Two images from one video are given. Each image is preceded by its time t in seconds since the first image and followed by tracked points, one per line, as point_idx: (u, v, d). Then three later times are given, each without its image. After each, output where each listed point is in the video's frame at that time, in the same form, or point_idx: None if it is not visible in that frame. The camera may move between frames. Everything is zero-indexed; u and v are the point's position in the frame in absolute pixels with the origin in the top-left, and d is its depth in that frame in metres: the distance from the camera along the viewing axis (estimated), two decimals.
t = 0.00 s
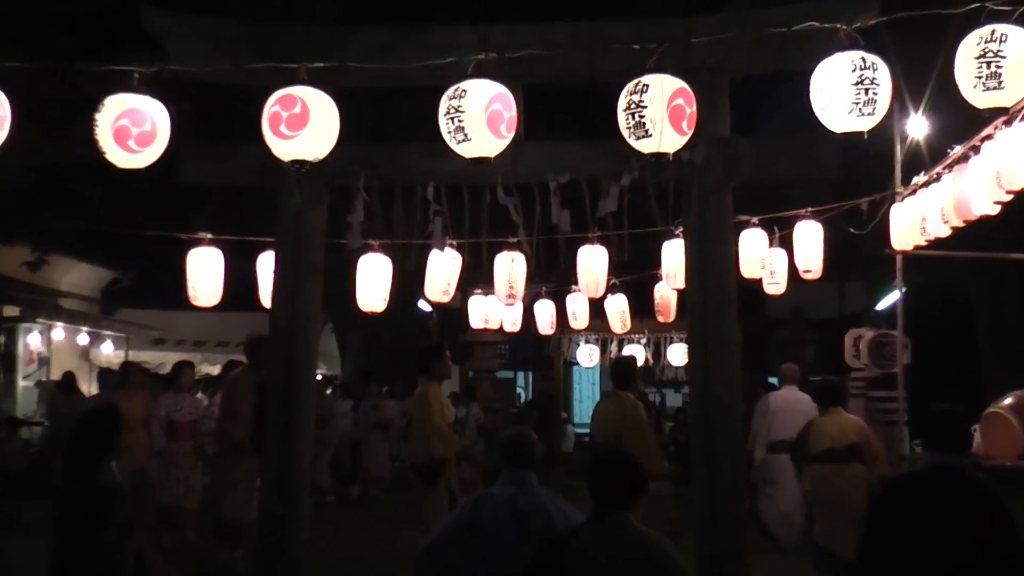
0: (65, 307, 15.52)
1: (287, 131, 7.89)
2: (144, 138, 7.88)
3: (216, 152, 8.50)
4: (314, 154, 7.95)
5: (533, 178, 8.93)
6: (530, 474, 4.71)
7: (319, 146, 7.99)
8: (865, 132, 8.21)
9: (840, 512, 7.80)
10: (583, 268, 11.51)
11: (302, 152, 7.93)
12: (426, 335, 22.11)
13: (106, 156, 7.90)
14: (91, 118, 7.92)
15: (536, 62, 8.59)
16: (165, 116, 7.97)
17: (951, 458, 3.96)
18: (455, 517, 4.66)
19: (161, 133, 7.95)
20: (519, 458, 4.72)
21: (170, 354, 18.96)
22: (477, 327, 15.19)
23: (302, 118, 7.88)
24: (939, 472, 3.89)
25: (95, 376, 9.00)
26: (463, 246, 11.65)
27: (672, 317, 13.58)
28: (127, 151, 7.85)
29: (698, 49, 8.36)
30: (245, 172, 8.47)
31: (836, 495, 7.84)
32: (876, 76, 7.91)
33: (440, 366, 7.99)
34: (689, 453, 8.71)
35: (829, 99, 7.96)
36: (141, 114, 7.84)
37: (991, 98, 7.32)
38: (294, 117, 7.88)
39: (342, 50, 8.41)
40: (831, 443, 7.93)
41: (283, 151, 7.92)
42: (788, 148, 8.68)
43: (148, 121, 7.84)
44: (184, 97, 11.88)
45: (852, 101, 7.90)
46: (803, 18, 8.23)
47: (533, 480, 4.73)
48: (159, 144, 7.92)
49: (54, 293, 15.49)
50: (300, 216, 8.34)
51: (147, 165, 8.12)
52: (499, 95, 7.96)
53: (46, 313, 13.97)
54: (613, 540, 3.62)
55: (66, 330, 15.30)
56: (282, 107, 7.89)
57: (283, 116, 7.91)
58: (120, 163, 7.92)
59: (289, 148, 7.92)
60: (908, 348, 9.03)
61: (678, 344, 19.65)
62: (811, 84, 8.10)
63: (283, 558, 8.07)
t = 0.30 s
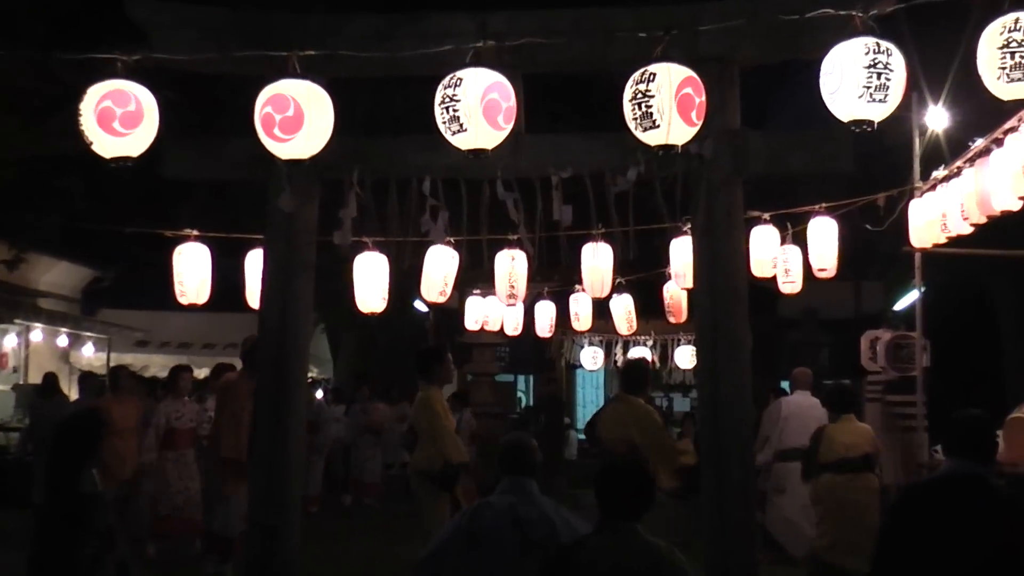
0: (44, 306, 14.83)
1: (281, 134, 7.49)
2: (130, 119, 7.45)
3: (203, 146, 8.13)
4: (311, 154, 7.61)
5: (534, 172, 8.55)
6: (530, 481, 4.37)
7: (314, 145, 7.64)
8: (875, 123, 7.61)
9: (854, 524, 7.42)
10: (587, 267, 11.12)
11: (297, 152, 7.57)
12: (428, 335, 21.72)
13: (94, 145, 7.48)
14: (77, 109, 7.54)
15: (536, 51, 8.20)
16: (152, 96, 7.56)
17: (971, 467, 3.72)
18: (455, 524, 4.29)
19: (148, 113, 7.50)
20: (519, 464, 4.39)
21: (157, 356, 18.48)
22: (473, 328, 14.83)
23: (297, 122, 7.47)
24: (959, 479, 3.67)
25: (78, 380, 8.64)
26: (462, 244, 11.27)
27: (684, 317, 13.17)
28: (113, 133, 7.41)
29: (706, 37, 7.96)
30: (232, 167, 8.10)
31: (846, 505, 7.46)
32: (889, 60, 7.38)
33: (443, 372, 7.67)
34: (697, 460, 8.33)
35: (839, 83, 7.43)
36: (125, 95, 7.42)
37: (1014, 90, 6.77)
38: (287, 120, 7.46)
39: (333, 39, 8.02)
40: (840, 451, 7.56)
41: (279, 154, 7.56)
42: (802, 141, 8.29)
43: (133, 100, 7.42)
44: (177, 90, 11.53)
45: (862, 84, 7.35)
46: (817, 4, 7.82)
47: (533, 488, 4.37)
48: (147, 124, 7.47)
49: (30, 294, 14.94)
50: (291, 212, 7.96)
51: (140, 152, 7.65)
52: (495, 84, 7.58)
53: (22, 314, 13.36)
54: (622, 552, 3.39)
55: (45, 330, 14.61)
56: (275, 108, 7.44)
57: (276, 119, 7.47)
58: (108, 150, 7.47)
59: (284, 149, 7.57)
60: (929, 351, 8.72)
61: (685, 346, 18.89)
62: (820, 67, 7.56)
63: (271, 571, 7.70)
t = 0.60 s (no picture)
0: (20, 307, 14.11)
1: (270, 128, 7.05)
2: (107, 105, 7.09)
3: (188, 138, 7.77)
4: (303, 147, 7.16)
5: (535, 165, 8.17)
6: (530, 489, 4.38)
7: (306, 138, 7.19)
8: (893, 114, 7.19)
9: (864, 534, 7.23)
10: (590, 265, 10.76)
11: (287, 147, 7.12)
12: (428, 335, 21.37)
13: (69, 133, 7.12)
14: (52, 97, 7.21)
15: (537, 38, 7.85)
16: (131, 81, 7.21)
17: (961, 476, 3.79)
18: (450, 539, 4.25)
19: (125, 99, 7.14)
20: (518, 474, 4.36)
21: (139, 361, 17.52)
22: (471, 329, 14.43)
23: (288, 114, 7.03)
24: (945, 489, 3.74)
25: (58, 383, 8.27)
26: (461, 242, 10.90)
27: (691, 319, 12.79)
28: (88, 119, 7.05)
29: (716, 25, 7.60)
30: (218, 161, 7.73)
31: (839, 513, 7.39)
32: (909, 50, 6.94)
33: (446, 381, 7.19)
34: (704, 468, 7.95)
35: (856, 73, 6.99)
36: (102, 79, 7.08)
37: None
38: (277, 112, 7.02)
39: (324, 28, 7.66)
40: (839, 460, 7.36)
41: (269, 147, 7.11)
42: (816, 134, 7.92)
43: (109, 84, 7.07)
44: (169, 80, 11.16)
45: (879, 73, 6.91)
46: None
47: (534, 497, 4.38)
48: (124, 110, 7.11)
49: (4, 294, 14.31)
50: (279, 209, 7.61)
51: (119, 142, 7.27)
52: (495, 74, 7.23)
53: None
54: (627, 559, 3.46)
55: (21, 333, 13.99)
56: (264, 100, 7.01)
57: (265, 111, 7.04)
58: (83, 138, 7.10)
59: (274, 143, 7.12)
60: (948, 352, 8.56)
61: (694, 349, 18.10)
62: (836, 56, 7.15)
63: None
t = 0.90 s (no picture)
0: None
1: (255, 107, 6.65)
2: (81, 105, 6.75)
3: (172, 132, 7.43)
4: (288, 133, 6.75)
5: (536, 159, 7.81)
6: (530, 499, 4.08)
7: (291, 124, 6.77)
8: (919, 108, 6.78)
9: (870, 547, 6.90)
10: (592, 263, 10.39)
11: (271, 132, 6.69)
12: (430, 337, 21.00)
13: (41, 132, 6.80)
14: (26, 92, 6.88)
15: (537, 26, 7.50)
16: (107, 78, 6.84)
17: (949, 488, 3.55)
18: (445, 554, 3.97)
19: (101, 100, 6.79)
20: (517, 482, 4.09)
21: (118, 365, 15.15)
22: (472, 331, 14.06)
23: (274, 93, 6.64)
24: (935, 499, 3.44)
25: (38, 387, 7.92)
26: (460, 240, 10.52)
27: (695, 320, 12.43)
28: (60, 119, 6.71)
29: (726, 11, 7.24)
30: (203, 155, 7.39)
31: (845, 523, 7.04)
32: (933, 41, 6.53)
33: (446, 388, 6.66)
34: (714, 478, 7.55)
35: (880, 69, 6.58)
36: (76, 78, 6.73)
37: None
38: (262, 91, 6.64)
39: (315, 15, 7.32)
40: (841, 468, 7.03)
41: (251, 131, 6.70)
42: (830, 125, 7.54)
43: (84, 84, 6.72)
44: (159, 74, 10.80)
45: (906, 69, 6.50)
46: None
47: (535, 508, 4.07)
48: (99, 111, 6.76)
49: None
50: (270, 207, 7.28)
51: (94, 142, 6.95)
52: (495, 65, 6.79)
53: None
54: None
55: None
56: (250, 79, 6.64)
57: (250, 90, 6.65)
58: (55, 137, 6.78)
59: (257, 127, 6.70)
60: (968, 355, 8.32)
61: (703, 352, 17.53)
62: (857, 52, 6.73)
63: None
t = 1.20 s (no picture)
0: None
1: (243, 91, 6.31)
2: (61, 102, 6.42)
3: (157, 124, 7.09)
4: (278, 120, 6.40)
5: (538, 152, 7.45)
6: (532, 509, 3.96)
7: (281, 112, 6.43)
8: (942, 100, 6.39)
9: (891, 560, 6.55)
10: (598, 261, 10.05)
11: (259, 118, 6.36)
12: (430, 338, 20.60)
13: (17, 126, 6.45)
14: None
15: (540, 14, 7.16)
16: (86, 73, 6.50)
17: (955, 502, 3.39)
18: (450, 555, 3.82)
19: (81, 95, 6.47)
20: (520, 492, 4.00)
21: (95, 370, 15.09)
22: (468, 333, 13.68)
23: (263, 76, 6.29)
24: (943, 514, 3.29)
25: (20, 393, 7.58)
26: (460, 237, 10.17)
27: (702, 321, 12.08)
28: (39, 118, 6.39)
29: None
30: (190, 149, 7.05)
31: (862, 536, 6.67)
32: (957, 31, 6.10)
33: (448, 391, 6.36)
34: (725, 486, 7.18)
35: (900, 60, 6.17)
36: (55, 73, 6.36)
37: None
38: (251, 74, 6.28)
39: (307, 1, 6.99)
40: (856, 477, 6.69)
41: (237, 117, 6.34)
42: (848, 116, 7.19)
43: (64, 81, 6.37)
44: (146, 69, 10.45)
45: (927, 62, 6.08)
46: None
47: (538, 518, 3.95)
48: (81, 108, 6.47)
49: None
50: (258, 202, 6.93)
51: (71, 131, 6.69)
52: (496, 52, 6.38)
53: None
54: None
55: None
56: (237, 61, 6.30)
57: (238, 73, 6.32)
58: (32, 132, 6.47)
59: (243, 113, 6.34)
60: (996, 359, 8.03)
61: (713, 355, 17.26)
62: (875, 40, 6.29)
63: None
